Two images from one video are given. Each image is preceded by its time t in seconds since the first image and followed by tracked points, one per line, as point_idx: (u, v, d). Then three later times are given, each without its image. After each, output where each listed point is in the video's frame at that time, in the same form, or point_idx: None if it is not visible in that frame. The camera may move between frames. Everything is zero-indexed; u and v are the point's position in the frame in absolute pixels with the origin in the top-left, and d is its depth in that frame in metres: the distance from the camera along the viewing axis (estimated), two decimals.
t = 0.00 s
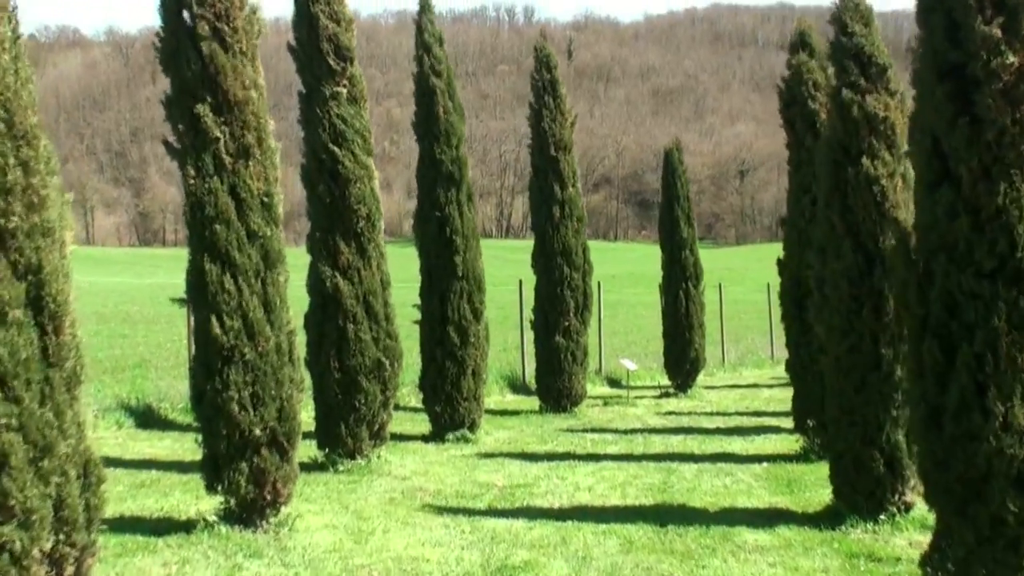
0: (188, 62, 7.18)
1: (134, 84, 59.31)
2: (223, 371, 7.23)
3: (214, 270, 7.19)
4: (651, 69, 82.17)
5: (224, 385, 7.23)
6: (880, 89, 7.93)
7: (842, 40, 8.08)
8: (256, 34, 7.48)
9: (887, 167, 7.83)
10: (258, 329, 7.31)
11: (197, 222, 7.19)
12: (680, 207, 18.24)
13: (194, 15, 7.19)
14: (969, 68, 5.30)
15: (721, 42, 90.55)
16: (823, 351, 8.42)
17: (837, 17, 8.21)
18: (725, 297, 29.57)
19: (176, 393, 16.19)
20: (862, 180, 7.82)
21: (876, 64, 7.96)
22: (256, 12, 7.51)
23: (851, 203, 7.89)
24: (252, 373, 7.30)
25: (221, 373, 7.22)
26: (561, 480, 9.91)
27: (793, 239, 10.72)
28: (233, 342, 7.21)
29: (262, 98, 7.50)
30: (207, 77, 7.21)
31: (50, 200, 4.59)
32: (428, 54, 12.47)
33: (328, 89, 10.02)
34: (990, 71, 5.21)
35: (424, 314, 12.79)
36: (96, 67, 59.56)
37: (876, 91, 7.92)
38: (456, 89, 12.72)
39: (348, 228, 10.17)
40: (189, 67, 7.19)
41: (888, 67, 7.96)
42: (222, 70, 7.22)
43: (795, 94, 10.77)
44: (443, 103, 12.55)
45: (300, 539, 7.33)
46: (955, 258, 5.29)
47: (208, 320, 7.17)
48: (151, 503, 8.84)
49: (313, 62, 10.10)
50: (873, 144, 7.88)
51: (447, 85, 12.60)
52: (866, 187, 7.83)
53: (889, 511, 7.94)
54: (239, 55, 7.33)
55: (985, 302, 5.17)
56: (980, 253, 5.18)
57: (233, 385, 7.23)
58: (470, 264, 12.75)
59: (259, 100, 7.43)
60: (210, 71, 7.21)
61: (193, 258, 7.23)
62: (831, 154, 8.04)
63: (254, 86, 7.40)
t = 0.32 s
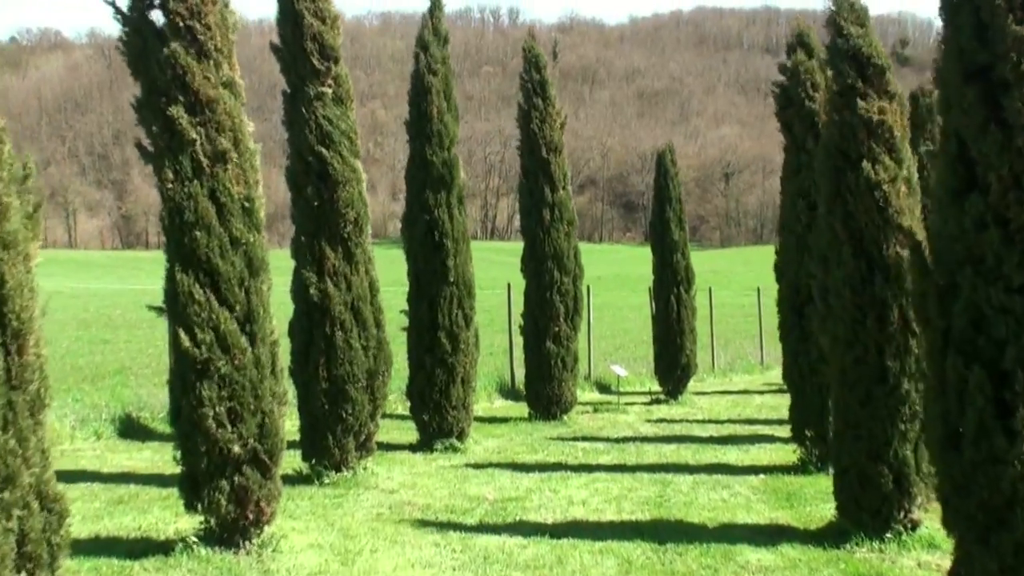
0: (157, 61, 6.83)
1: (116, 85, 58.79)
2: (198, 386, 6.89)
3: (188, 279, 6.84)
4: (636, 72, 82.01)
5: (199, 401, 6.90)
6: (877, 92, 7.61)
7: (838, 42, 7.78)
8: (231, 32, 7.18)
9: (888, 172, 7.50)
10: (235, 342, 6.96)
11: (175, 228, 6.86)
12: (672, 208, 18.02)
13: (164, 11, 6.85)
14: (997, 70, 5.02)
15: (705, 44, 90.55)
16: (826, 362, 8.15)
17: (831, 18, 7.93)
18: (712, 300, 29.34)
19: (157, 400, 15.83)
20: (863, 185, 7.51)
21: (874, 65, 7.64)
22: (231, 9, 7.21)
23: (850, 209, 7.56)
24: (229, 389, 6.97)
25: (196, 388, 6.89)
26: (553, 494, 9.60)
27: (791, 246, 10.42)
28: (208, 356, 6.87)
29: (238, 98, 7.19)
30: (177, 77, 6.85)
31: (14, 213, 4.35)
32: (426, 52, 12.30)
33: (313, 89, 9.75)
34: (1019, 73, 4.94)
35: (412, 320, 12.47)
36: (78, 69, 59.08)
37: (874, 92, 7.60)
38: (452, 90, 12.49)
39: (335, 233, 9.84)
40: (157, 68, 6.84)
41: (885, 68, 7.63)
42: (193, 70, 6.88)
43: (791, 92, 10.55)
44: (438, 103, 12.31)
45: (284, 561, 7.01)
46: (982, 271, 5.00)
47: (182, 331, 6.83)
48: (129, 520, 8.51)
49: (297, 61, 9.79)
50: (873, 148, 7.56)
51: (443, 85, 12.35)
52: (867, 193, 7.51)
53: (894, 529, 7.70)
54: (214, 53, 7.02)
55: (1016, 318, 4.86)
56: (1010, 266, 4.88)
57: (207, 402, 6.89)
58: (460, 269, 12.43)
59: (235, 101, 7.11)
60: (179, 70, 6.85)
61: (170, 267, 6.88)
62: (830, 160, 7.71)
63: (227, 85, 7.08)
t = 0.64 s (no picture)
0: (128, 55, 6.46)
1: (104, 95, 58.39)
2: (174, 397, 6.51)
3: (163, 285, 6.47)
4: (625, 79, 81.89)
5: (175, 413, 6.51)
6: (890, 85, 7.22)
7: (848, 31, 7.33)
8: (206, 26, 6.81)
9: (899, 168, 7.15)
10: (212, 350, 6.60)
11: (147, 232, 6.48)
12: (666, 213, 17.74)
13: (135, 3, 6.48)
14: (1011, 55, 4.59)
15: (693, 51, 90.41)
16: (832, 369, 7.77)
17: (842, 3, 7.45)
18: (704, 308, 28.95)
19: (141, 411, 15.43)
20: (870, 182, 7.15)
21: (887, 56, 7.24)
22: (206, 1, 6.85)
23: (858, 207, 7.18)
24: (205, 400, 6.59)
25: (171, 400, 6.51)
26: (546, 508, 9.22)
27: (792, 249, 10.06)
28: (184, 365, 6.50)
29: (212, 95, 6.81)
30: (148, 72, 6.48)
31: None
32: (408, 53, 11.89)
33: (297, 89, 9.41)
34: None
35: (400, 329, 12.07)
36: (66, 78, 58.69)
37: (887, 84, 7.22)
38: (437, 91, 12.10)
39: (319, 237, 9.46)
40: (128, 62, 6.47)
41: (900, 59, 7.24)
42: (166, 64, 6.51)
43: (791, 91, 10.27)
44: (422, 104, 11.91)
45: None
46: (1003, 272, 4.56)
47: (157, 340, 6.46)
48: (101, 538, 8.08)
49: (280, 61, 9.40)
50: (882, 143, 7.19)
51: (426, 85, 11.97)
52: (874, 189, 7.14)
53: (906, 544, 7.31)
54: (187, 47, 6.65)
55: None
56: None
57: (184, 413, 6.52)
58: (449, 275, 12.04)
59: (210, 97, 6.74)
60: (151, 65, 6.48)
61: (143, 272, 6.51)
62: (834, 156, 7.36)
63: (202, 81, 6.71)
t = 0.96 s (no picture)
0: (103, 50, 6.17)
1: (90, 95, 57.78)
2: (151, 410, 6.21)
3: (137, 293, 6.15)
4: (613, 80, 81.67)
5: (152, 426, 6.21)
6: (903, 84, 6.98)
7: (862, 27, 7.10)
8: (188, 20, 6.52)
9: (911, 172, 6.89)
10: (190, 361, 6.28)
11: (122, 236, 6.17)
12: (658, 216, 17.51)
13: None
14: None
15: (680, 53, 90.28)
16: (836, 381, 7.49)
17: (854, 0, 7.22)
18: (693, 311, 28.68)
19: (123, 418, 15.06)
20: (883, 186, 6.90)
21: (901, 54, 7.03)
22: None
23: (869, 211, 6.95)
24: (183, 413, 6.28)
25: (148, 413, 6.21)
26: (539, 520, 8.93)
27: (790, 253, 9.80)
28: (162, 377, 6.18)
29: (194, 92, 6.49)
30: (124, 68, 6.19)
31: None
32: (380, 53, 11.50)
33: (282, 88, 9.12)
34: None
35: (387, 333, 11.76)
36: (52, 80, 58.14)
37: (901, 83, 6.98)
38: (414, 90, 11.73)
39: (305, 240, 9.17)
40: (104, 57, 6.19)
41: (915, 58, 7.02)
42: (143, 59, 6.22)
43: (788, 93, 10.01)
44: (399, 105, 11.52)
45: None
46: None
47: (131, 349, 6.15)
48: (77, 554, 7.74)
49: (267, 56, 9.18)
50: (895, 145, 6.93)
51: (402, 85, 11.58)
52: (886, 194, 6.90)
53: (914, 562, 7.01)
54: (167, 43, 6.34)
55: None
56: None
57: (161, 427, 6.21)
58: (437, 278, 11.75)
59: (190, 95, 6.43)
60: (127, 60, 6.19)
61: (117, 279, 6.20)
62: (849, 157, 7.09)
63: (181, 78, 6.40)
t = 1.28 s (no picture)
0: (86, 33, 5.83)
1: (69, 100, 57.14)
2: (124, 419, 5.88)
3: (113, 293, 5.81)
4: (596, 86, 81.56)
5: (125, 436, 5.89)
6: (913, 77, 6.72)
7: (864, 21, 6.86)
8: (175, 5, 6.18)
9: (924, 168, 6.61)
10: (165, 367, 5.92)
11: (99, 234, 5.82)
12: (647, 219, 17.24)
13: None
14: None
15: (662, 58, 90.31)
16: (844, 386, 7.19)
17: None
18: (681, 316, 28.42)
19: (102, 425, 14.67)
20: (894, 183, 6.61)
21: (907, 47, 6.77)
22: None
23: (878, 209, 6.67)
24: (157, 422, 5.94)
25: (121, 423, 5.88)
26: (532, 531, 8.61)
27: (789, 254, 9.57)
28: (136, 385, 5.85)
29: (179, 81, 6.17)
30: (109, 53, 5.86)
31: None
32: (371, 49, 11.23)
33: (264, 83, 8.79)
34: None
35: (372, 339, 11.42)
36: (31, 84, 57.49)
37: (910, 76, 6.72)
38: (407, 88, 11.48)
39: (290, 241, 8.83)
40: (87, 41, 5.84)
41: (922, 50, 6.76)
42: (129, 45, 5.88)
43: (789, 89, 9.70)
44: (393, 101, 11.28)
45: None
46: None
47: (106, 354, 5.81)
48: (50, 569, 7.38)
49: (246, 51, 8.83)
50: (905, 141, 6.65)
51: (395, 82, 11.34)
52: (898, 191, 6.61)
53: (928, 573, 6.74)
54: (152, 28, 6.00)
55: None
56: None
57: (135, 438, 5.88)
58: (425, 282, 11.40)
59: (175, 85, 6.08)
60: (113, 46, 5.87)
61: (93, 279, 5.86)
62: (853, 154, 6.83)
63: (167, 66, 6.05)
